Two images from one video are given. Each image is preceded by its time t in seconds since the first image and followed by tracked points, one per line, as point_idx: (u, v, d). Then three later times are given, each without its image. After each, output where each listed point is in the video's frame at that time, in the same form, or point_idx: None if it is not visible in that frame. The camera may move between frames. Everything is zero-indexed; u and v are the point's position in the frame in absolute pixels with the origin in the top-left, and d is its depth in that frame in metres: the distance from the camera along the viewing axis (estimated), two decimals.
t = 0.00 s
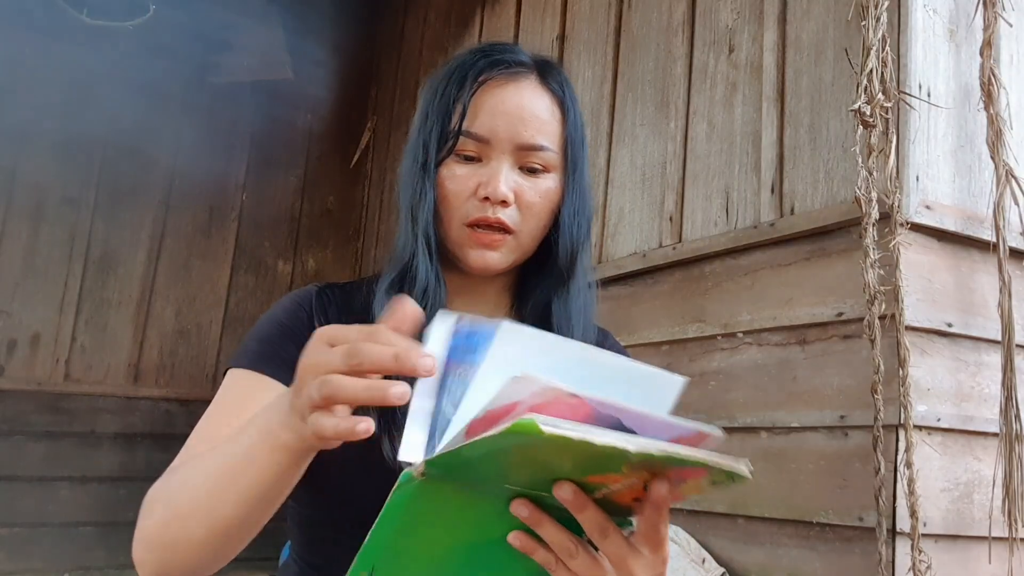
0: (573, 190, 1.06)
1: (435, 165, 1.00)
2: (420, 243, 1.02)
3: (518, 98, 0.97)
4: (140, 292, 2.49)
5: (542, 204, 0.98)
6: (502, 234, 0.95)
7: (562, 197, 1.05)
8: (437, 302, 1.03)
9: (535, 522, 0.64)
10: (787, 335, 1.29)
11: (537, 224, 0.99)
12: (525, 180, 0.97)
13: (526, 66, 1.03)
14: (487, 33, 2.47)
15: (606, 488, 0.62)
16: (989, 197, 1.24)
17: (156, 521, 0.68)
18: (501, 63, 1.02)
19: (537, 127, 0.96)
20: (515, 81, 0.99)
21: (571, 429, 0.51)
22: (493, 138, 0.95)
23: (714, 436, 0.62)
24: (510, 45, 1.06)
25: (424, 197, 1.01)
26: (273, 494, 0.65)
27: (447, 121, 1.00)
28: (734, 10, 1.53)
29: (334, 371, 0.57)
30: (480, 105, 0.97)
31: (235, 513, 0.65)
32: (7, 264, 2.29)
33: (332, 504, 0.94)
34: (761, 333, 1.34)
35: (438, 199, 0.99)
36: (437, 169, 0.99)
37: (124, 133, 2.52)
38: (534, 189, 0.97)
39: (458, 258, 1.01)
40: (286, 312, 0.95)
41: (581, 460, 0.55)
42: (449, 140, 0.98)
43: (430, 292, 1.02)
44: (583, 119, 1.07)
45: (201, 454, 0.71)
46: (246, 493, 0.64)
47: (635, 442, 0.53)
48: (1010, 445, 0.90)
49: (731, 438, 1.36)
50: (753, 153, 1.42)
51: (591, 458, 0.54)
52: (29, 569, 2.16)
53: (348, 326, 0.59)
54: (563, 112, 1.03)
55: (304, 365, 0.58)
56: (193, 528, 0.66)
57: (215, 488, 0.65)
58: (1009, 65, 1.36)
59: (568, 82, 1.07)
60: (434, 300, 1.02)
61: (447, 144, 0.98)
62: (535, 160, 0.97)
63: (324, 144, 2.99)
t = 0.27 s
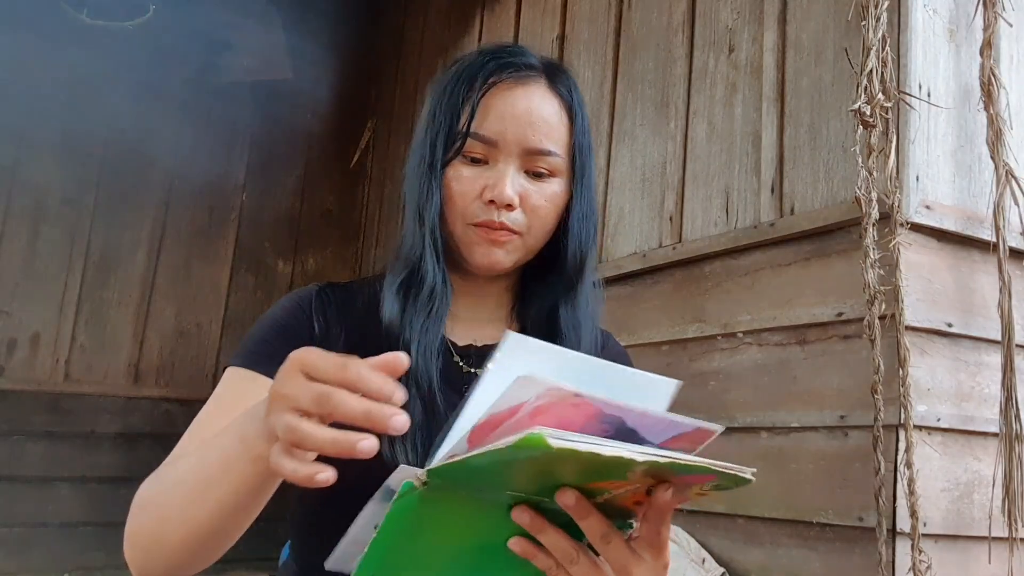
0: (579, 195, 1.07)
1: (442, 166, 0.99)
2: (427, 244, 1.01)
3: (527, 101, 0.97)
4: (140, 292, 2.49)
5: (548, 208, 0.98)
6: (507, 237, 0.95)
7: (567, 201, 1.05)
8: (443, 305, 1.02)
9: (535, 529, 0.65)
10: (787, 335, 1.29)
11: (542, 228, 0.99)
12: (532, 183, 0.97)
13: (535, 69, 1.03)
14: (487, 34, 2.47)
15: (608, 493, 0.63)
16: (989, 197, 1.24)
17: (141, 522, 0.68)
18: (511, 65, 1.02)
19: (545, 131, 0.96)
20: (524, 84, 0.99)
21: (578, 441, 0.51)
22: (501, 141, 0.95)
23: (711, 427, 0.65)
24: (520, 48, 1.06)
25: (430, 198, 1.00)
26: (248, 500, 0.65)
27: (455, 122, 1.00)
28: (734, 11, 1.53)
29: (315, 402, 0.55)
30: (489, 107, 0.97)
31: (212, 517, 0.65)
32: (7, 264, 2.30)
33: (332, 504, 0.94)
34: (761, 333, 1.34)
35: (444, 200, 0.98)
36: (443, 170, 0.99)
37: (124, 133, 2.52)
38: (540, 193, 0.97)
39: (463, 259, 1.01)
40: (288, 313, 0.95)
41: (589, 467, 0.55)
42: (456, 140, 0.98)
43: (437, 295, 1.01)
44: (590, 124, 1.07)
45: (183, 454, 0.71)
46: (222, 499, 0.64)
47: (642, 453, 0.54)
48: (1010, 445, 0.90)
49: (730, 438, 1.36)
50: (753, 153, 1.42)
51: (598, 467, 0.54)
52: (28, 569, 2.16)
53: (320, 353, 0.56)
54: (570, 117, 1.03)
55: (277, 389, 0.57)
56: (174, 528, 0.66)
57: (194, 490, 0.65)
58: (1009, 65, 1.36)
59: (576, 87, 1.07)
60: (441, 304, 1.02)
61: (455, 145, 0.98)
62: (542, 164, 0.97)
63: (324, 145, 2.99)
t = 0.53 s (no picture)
0: (575, 193, 1.07)
1: (439, 166, 0.99)
2: (423, 243, 1.02)
3: (524, 99, 0.97)
4: (140, 292, 2.49)
5: (545, 207, 0.98)
6: (505, 236, 0.95)
7: (564, 200, 1.05)
8: (439, 305, 1.02)
9: (526, 533, 0.64)
10: (787, 335, 1.29)
11: (539, 227, 0.99)
12: (529, 183, 0.97)
13: (532, 67, 1.02)
14: (487, 34, 2.47)
15: (594, 500, 0.62)
16: (989, 197, 1.24)
17: (158, 522, 0.68)
18: (507, 64, 1.01)
19: (542, 129, 0.96)
20: (521, 82, 0.99)
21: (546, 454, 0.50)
22: (498, 140, 0.95)
23: (696, 451, 0.62)
24: (516, 47, 1.06)
25: (428, 197, 1.00)
26: (278, 502, 0.64)
27: (451, 120, 0.99)
28: (734, 10, 1.53)
29: (357, 406, 0.54)
30: (486, 106, 0.96)
31: (238, 520, 0.64)
32: (7, 264, 2.30)
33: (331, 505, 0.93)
34: (761, 333, 1.34)
35: (442, 200, 0.98)
36: (441, 169, 0.99)
37: (124, 133, 2.52)
38: (537, 192, 0.97)
39: (461, 258, 1.00)
40: (287, 312, 0.95)
41: (570, 477, 0.54)
42: (453, 140, 0.98)
43: (433, 294, 1.02)
44: (587, 123, 1.07)
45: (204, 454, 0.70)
46: (249, 502, 0.63)
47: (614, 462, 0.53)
48: (1010, 445, 0.90)
49: (730, 438, 1.36)
50: (753, 153, 1.42)
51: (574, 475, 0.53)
52: (28, 569, 2.16)
53: (379, 351, 0.55)
54: (567, 115, 1.03)
55: (329, 373, 0.56)
56: (197, 531, 0.66)
57: (217, 492, 0.64)
58: (1010, 65, 1.36)
59: (572, 85, 1.07)
60: (437, 303, 1.02)
61: (452, 144, 0.98)
62: (539, 163, 0.97)
63: (324, 145, 2.99)
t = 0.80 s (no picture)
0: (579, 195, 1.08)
1: (444, 167, 0.99)
2: (428, 245, 1.02)
3: (530, 101, 0.97)
4: (140, 292, 2.49)
5: (549, 211, 0.98)
6: (509, 239, 0.95)
7: (568, 202, 1.05)
8: (443, 307, 1.02)
9: (512, 540, 0.64)
10: (787, 335, 1.29)
11: (543, 230, 0.99)
12: (533, 186, 0.97)
13: (539, 69, 1.02)
14: (487, 34, 2.47)
15: (578, 511, 0.61)
16: (989, 197, 1.24)
17: (157, 521, 0.68)
18: (514, 65, 1.01)
19: (548, 133, 0.96)
20: (527, 84, 0.99)
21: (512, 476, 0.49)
22: (503, 142, 0.95)
23: (683, 479, 0.60)
24: (523, 48, 1.06)
25: (432, 198, 1.00)
26: (276, 512, 0.64)
27: (457, 121, 0.99)
28: (734, 10, 1.53)
29: (341, 449, 0.54)
30: (492, 108, 0.96)
31: (239, 525, 0.64)
32: (7, 264, 2.30)
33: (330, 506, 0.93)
34: (761, 333, 1.34)
35: (446, 202, 0.98)
36: (445, 170, 0.99)
37: (124, 133, 2.52)
38: (541, 196, 0.97)
39: (464, 260, 1.00)
40: (290, 311, 0.95)
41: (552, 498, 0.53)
42: (459, 141, 0.98)
43: (437, 296, 1.02)
44: (593, 125, 1.07)
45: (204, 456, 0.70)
46: (248, 509, 0.63)
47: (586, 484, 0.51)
48: (1010, 445, 0.90)
49: (730, 438, 1.36)
50: (753, 153, 1.42)
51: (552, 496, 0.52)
52: (29, 569, 2.16)
53: (368, 395, 0.54)
54: (573, 118, 1.03)
55: (310, 410, 0.55)
56: (197, 533, 0.66)
57: (217, 497, 0.64)
58: (1010, 65, 1.36)
59: (578, 87, 1.07)
60: (441, 305, 1.02)
61: (457, 146, 0.98)
62: (544, 166, 0.97)
63: (324, 144, 2.99)
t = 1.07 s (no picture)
0: (581, 196, 1.08)
1: (445, 167, 0.99)
2: (429, 245, 1.02)
3: (532, 102, 0.97)
4: (140, 292, 2.49)
5: (551, 212, 0.98)
6: (509, 240, 0.95)
7: (569, 203, 1.05)
8: (444, 308, 1.02)
9: (508, 545, 0.63)
10: (787, 335, 1.29)
11: (544, 232, 0.99)
12: (535, 188, 0.97)
13: (541, 70, 1.02)
14: (487, 34, 2.47)
15: (572, 520, 0.60)
16: (989, 197, 1.24)
17: (154, 521, 0.68)
18: (516, 66, 1.01)
19: (550, 135, 0.96)
20: (530, 85, 0.99)
21: (502, 490, 0.49)
22: (505, 143, 0.94)
23: (679, 493, 0.59)
24: (525, 49, 1.06)
25: (433, 199, 1.00)
26: (272, 515, 0.64)
27: (459, 122, 0.99)
28: (734, 10, 1.53)
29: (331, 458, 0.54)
30: (494, 108, 0.96)
31: (236, 527, 0.64)
32: (7, 265, 2.30)
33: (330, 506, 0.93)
34: (761, 333, 1.34)
35: (447, 202, 0.98)
36: (446, 171, 0.99)
37: (124, 133, 2.52)
38: (543, 198, 0.97)
39: (465, 260, 1.00)
40: (290, 311, 0.95)
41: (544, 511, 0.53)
42: (460, 142, 0.98)
43: (439, 297, 1.02)
44: (595, 127, 1.07)
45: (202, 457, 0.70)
46: (244, 512, 0.63)
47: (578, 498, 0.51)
48: (1010, 445, 0.90)
49: (730, 438, 1.36)
50: (753, 152, 1.42)
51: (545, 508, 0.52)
52: (28, 569, 2.16)
53: (351, 403, 0.54)
54: (574, 119, 1.03)
55: (298, 418, 0.56)
56: (194, 534, 0.66)
57: (214, 499, 0.64)
58: (1009, 65, 1.36)
59: (581, 88, 1.07)
60: (442, 306, 1.02)
61: (459, 147, 0.98)
62: (546, 168, 0.97)
63: (324, 145, 2.99)
